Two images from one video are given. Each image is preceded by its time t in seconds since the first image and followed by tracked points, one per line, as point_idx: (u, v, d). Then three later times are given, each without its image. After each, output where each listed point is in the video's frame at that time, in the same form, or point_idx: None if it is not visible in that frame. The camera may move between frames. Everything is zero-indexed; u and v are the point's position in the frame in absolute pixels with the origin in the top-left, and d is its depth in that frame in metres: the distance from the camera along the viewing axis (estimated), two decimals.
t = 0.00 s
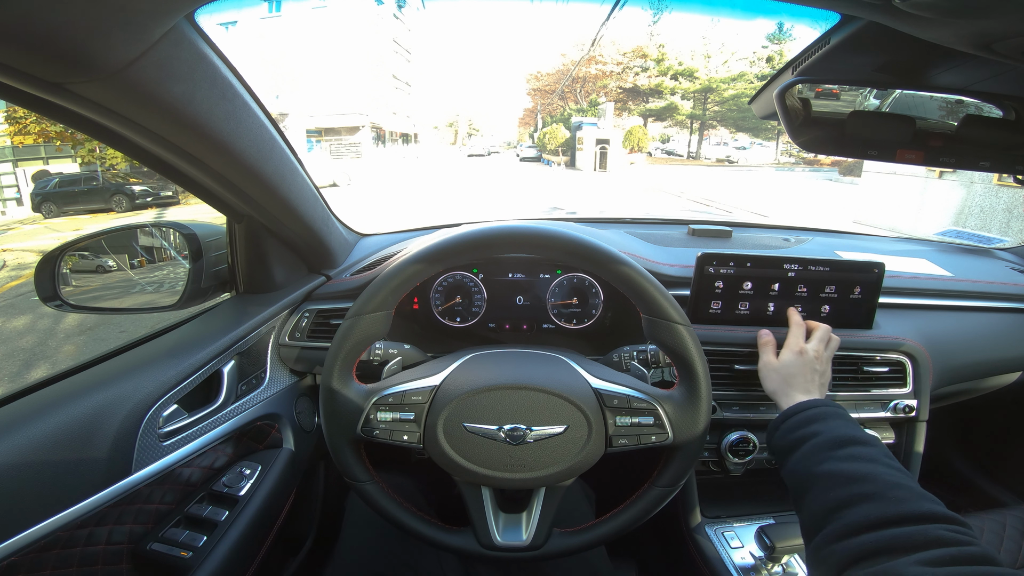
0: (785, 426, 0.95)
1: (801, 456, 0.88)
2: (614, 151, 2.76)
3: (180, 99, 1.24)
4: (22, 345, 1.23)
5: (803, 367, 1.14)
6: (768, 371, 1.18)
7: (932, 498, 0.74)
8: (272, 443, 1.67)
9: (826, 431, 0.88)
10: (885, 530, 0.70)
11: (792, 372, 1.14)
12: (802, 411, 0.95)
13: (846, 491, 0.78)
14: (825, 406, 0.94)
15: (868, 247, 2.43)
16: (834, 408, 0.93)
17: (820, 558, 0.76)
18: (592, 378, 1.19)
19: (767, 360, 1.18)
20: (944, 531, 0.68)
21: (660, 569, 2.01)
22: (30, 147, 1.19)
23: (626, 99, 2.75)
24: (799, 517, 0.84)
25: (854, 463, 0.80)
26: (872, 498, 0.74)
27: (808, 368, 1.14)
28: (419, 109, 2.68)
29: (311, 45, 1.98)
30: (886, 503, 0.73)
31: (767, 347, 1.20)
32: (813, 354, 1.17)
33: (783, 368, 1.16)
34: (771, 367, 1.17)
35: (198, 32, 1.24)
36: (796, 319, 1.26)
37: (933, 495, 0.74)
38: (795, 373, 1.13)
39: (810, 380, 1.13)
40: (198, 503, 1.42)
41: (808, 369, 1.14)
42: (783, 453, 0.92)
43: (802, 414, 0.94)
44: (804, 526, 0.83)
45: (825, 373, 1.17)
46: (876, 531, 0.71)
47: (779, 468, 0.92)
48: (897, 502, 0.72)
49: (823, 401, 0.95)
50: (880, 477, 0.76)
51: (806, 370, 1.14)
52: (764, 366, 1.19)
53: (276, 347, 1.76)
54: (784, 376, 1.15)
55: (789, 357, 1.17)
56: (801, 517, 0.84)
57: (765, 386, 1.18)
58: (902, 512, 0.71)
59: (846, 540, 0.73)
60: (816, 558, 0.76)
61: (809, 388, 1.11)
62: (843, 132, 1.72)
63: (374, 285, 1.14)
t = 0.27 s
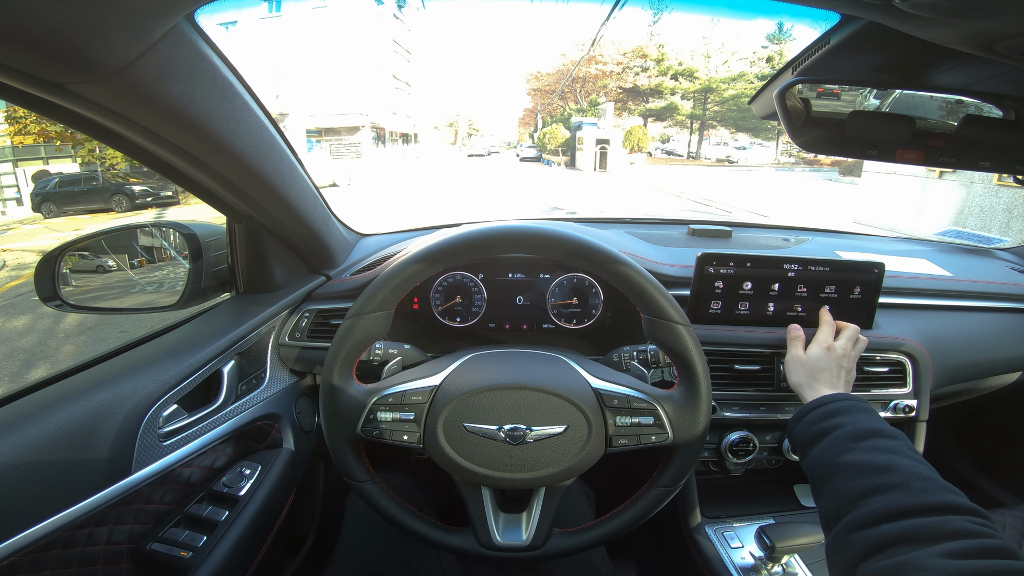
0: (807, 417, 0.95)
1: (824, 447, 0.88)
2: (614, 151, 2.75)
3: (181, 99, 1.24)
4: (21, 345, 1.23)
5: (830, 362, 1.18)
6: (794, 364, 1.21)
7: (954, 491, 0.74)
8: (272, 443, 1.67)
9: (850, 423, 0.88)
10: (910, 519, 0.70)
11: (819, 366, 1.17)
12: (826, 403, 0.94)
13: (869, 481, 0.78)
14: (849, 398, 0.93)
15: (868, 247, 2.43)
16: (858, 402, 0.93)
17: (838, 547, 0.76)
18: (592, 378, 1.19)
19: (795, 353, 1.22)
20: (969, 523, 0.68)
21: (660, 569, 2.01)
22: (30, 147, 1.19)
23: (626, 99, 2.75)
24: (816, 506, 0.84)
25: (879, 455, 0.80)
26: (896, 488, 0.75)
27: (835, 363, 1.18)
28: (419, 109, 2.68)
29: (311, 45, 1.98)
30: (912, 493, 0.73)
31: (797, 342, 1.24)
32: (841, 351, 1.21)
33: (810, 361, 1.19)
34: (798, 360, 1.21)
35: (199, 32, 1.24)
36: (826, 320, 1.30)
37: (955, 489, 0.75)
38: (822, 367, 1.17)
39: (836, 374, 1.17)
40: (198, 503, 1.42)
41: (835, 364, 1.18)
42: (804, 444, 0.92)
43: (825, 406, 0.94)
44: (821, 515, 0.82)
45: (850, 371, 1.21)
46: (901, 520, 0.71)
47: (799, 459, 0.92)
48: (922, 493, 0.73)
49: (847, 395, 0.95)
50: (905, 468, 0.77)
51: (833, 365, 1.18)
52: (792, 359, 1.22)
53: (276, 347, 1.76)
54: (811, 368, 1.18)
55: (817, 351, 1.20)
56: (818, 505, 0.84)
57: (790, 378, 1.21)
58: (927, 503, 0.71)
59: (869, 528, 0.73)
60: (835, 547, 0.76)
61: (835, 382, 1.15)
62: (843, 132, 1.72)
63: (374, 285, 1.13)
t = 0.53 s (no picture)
0: (808, 417, 0.95)
1: (824, 447, 0.88)
2: (614, 151, 2.75)
3: (180, 99, 1.24)
4: (21, 345, 1.23)
5: (831, 363, 1.18)
6: (795, 364, 1.21)
7: (954, 491, 0.74)
8: (272, 443, 1.67)
9: (850, 423, 0.88)
10: (910, 519, 0.70)
11: (819, 366, 1.18)
12: (826, 403, 0.94)
13: (869, 481, 0.78)
14: (849, 398, 0.93)
15: (868, 247, 2.43)
16: (858, 402, 0.93)
17: (838, 547, 0.76)
18: (592, 378, 1.19)
19: (795, 353, 1.22)
20: (968, 523, 0.68)
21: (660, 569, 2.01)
22: (30, 147, 1.19)
23: (626, 99, 2.76)
24: (816, 506, 0.84)
25: (879, 455, 0.80)
26: (895, 488, 0.75)
27: (836, 364, 1.18)
28: (420, 109, 2.68)
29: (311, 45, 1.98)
30: (911, 493, 0.73)
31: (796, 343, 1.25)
32: (842, 351, 1.21)
33: (811, 361, 1.19)
34: (799, 360, 1.21)
35: (198, 32, 1.24)
36: (826, 320, 1.31)
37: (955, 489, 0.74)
38: (823, 368, 1.17)
39: (836, 374, 1.17)
40: (198, 503, 1.42)
41: (835, 365, 1.18)
42: (804, 444, 0.92)
43: (826, 406, 0.94)
44: (821, 515, 0.82)
45: (851, 372, 1.21)
46: (901, 520, 0.71)
47: (799, 459, 0.93)
48: (921, 493, 0.73)
49: (847, 395, 0.95)
50: (905, 468, 0.77)
51: (833, 365, 1.18)
52: (792, 359, 1.22)
53: (276, 347, 1.76)
54: (811, 368, 1.18)
55: (818, 352, 1.21)
56: (818, 505, 0.84)
57: (790, 378, 1.21)
58: (927, 503, 0.71)
59: (868, 528, 0.73)
60: (834, 548, 0.76)
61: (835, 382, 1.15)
62: (843, 132, 1.72)
63: (374, 285, 1.13)
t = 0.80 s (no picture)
0: (811, 414, 0.95)
1: (827, 444, 0.88)
2: (614, 151, 2.76)
3: (181, 99, 1.24)
4: (21, 345, 1.23)
5: (836, 359, 1.18)
6: (800, 360, 1.21)
7: (957, 488, 0.74)
8: (272, 443, 1.67)
9: (853, 420, 0.88)
10: (912, 516, 0.70)
11: (825, 362, 1.18)
12: (829, 400, 0.95)
13: (872, 478, 0.78)
14: (852, 396, 0.94)
15: (868, 247, 2.43)
16: (862, 399, 0.93)
17: (840, 544, 0.76)
18: (592, 378, 1.19)
19: (800, 349, 1.22)
20: (971, 521, 0.68)
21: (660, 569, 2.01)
22: (30, 147, 1.19)
23: (626, 99, 2.76)
24: (820, 504, 0.84)
25: (882, 451, 0.80)
26: (898, 485, 0.75)
27: (841, 361, 1.19)
28: (420, 109, 2.68)
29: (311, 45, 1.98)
30: (914, 490, 0.73)
31: (801, 338, 1.23)
32: (847, 348, 1.21)
33: (816, 357, 1.19)
34: (804, 356, 1.21)
35: (198, 32, 1.24)
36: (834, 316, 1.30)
37: (958, 486, 0.74)
38: (828, 364, 1.17)
39: (841, 371, 1.17)
40: (198, 503, 1.42)
41: (840, 361, 1.19)
42: (808, 441, 0.93)
43: (829, 403, 0.95)
44: (824, 512, 0.83)
45: (855, 369, 1.21)
46: (904, 517, 0.71)
47: (803, 456, 0.93)
48: (924, 490, 0.73)
49: (850, 392, 0.95)
50: (908, 465, 0.77)
51: (839, 362, 1.18)
52: (797, 356, 1.22)
53: (276, 347, 1.76)
54: (816, 365, 1.18)
55: (823, 348, 1.21)
56: (821, 502, 0.84)
57: (795, 374, 1.22)
58: (930, 500, 0.71)
59: (871, 525, 0.73)
60: (837, 545, 0.76)
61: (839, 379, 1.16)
62: (843, 132, 1.72)
63: (374, 285, 1.13)
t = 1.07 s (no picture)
0: (815, 413, 0.95)
1: (831, 442, 0.88)
2: (614, 151, 2.76)
3: (181, 99, 1.24)
4: (21, 345, 1.23)
5: (840, 358, 1.20)
6: (804, 358, 1.23)
7: (961, 486, 0.74)
8: (272, 443, 1.67)
9: (856, 418, 0.88)
10: (916, 514, 0.70)
11: (828, 360, 1.19)
12: (833, 399, 0.95)
13: (875, 476, 0.78)
14: (856, 394, 0.94)
15: (868, 247, 2.43)
16: (866, 398, 0.93)
17: (843, 542, 0.76)
18: (592, 378, 1.19)
19: (804, 348, 1.24)
20: (974, 519, 0.68)
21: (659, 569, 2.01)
22: (30, 147, 1.19)
23: (626, 99, 2.76)
24: (823, 502, 0.84)
25: (886, 450, 0.80)
26: (902, 483, 0.75)
27: (845, 359, 1.20)
28: (420, 109, 2.68)
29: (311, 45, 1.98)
30: (918, 488, 0.73)
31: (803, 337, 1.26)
32: (851, 347, 1.22)
33: (819, 355, 1.21)
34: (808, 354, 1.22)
35: (198, 32, 1.24)
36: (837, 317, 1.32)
37: (962, 484, 0.74)
38: (831, 362, 1.18)
39: (845, 370, 1.18)
40: (198, 503, 1.42)
41: (844, 360, 1.20)
42: (811, 440, 0.93)
43: (833, 401, 0.95)
44: (828, 510, 0.83)
45: (859, 368, 1.22)
46: (907, 515, 0.71)
47: (807, 455, 0.93)
48: (928, 488, 0.73)
49: (854, 391, 0.96)
50: (912, 463, 0.77)
51: (843, 360, 1.19)
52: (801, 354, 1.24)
53: (276, 347, 1.76)
54: (820, 363, 1.19)
55: (827, 347, 1.22)
56: (825, 500, 0.84)
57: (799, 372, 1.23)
58: (933, 499, 0.71)
59: (874, 523, 0.73)
60: (840, 543, 0.76)
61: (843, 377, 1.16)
62: (843, 132, 1.72)
63: (374, 285, 1.13)
